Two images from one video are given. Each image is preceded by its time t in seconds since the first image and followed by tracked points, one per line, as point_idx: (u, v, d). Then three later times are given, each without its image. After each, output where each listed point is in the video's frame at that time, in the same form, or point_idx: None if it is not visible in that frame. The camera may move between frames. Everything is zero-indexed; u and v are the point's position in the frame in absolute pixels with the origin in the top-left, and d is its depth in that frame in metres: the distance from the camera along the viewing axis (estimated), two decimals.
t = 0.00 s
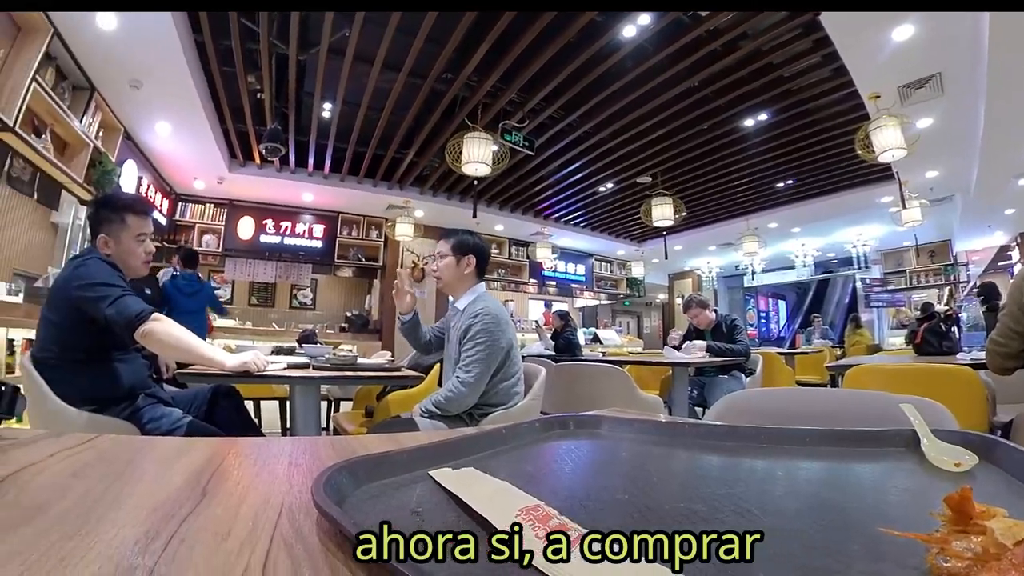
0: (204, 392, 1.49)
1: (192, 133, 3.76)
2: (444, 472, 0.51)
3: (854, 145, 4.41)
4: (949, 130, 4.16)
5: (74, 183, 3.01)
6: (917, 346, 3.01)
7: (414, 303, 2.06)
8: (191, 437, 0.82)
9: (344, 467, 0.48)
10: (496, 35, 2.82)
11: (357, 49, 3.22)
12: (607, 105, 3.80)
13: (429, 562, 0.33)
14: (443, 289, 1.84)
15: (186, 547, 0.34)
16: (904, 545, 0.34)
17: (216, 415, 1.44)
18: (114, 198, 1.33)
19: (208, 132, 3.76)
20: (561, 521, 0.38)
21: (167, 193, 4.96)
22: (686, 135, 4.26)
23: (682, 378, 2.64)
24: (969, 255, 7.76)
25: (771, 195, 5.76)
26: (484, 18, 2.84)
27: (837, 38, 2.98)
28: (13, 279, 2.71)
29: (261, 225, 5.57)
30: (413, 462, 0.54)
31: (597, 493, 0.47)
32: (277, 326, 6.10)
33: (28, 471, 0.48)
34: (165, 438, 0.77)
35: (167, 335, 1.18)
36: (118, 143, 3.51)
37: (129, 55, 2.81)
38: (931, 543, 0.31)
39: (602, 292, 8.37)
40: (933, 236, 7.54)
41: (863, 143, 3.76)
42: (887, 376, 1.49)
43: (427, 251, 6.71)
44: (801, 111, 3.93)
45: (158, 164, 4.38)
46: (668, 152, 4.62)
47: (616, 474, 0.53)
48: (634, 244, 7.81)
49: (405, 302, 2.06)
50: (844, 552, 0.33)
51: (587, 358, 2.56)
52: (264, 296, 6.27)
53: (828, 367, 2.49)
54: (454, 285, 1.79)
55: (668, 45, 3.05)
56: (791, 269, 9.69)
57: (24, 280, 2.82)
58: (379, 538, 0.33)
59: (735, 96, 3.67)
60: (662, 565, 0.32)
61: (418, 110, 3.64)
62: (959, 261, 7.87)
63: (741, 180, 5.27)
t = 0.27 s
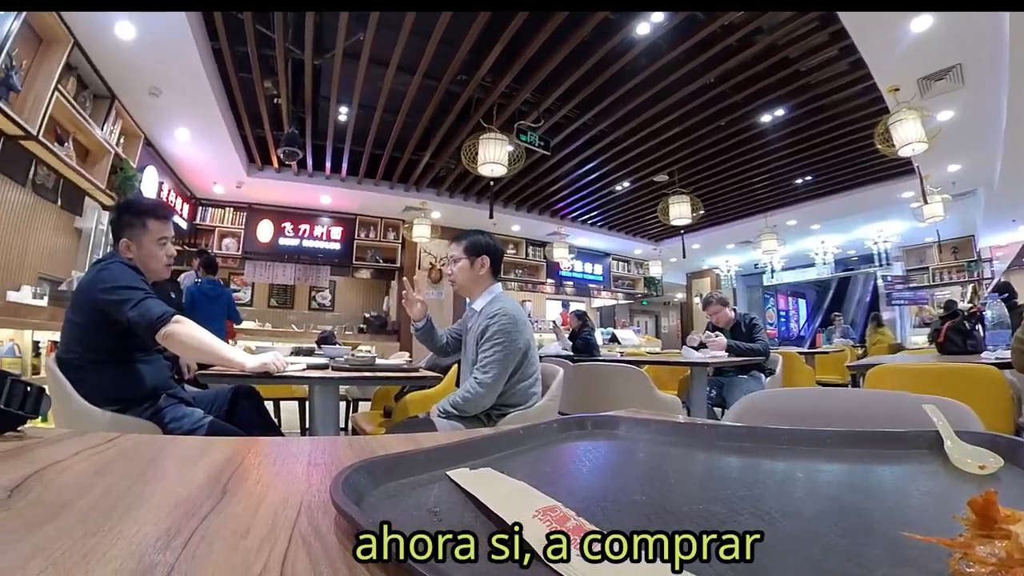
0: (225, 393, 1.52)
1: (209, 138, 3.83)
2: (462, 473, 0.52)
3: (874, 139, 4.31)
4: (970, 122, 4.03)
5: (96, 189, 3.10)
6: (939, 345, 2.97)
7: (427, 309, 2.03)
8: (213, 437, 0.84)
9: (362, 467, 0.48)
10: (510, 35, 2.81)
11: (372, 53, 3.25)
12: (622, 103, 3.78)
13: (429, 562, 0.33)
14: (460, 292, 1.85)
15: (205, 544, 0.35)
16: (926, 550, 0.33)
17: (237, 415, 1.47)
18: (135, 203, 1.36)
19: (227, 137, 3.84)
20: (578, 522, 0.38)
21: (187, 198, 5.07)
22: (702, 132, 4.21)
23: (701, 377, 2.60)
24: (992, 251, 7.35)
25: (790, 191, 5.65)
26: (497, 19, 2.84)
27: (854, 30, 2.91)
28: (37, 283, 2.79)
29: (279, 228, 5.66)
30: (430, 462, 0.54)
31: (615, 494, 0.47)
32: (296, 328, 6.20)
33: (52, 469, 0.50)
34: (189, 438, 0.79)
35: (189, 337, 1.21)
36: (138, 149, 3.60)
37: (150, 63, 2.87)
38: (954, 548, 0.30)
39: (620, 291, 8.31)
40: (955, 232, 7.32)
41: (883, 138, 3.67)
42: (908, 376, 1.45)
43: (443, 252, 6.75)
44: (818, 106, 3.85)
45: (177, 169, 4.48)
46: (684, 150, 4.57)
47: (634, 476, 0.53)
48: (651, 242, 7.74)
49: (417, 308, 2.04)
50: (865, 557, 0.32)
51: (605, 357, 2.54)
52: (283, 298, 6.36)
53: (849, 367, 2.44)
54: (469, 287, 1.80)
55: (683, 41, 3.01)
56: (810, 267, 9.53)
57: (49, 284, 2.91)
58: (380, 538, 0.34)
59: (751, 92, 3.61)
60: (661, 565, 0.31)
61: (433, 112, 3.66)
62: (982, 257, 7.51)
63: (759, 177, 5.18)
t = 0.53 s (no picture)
0: (242, 393, 1.55)
1: (225, 143, 3.89)
2: (477, 474, 0.52)
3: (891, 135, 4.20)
4: (989, 117, 3.92)
5: (115, 194, 3.19)
6: (960, 345, 2.89)
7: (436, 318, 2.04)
8: (232, 437, 0.85)
9: (378, 467, 0.49)
10: (521, 36, 2.82)
11: (385, 57, 3.28)
12: (635, 103, 3.75)
13: (428, 562, 0.32)
14: (473, 294, 1.86)
15: (223, 542, 0.35)
16: (946, 554, 0.32)
17: (254, 415, 1.49)
18: (152, 207, 1.39)
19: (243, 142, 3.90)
20: (593, 523, 0.38)
21: (203, 202, 5.17)
22: (717, 130, 4.16)
23: (717, 378, 2.56)
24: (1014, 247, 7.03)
25: (806, 189, 5.56)
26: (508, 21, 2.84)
27: (869, 24, 2.84)
28: (58, 286, 2.87)
29: (295, 231, 5.73)
30: (445, 463, 0.55)
31: (631, 496, 0.46)
32: (313, 330, 6.27)
33: (73, 467, 0.51)
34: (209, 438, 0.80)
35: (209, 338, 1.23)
36: (156, 156, 3.67)
37: (168, 70, 2.93)
38: (974, 553, 0.29)
39: (635, 292, 8.22)
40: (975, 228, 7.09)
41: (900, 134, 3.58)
42: (928, 375, 1.42)
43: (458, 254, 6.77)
44: (834, 101, 3.78)
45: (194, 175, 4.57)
46: (699, 149, 4.52)
47: (650, 477, 0.52)
48: (667, 242, 7.67)
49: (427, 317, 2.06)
50: (883, 560, 0.32)
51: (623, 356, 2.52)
52: (300, 300, 6.44)
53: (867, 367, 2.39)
54: (482, 290, 1.81)
55: (696, 39, 2.98)
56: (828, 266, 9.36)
57: (69, 287, 2.98)
58: (380, 537, 0.34)
59: (764, 89, 3.56)
60: (660, 564, 0.31)
61: (447, 114, 3.67)
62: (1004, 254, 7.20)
63: (775, 175, 5.11)
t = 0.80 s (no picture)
0: (259, 394, 1.57)
1: (240, 147, 3.95)
2: (492, 475, 0.52)
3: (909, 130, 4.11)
4: (1010, 110, 3.81)
5: (133, 199, 3.27)
6: (980, 344, 2.79)
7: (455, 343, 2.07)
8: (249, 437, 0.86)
9: (392, 468, 0.49)
10: (532, 36, 2.82)
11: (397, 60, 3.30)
12: (647, 102, 3.73)
13: (427, 563, 0.32)
14: (484, 296, 1.87)
15: (237, 541, 0.36)
16: (967, 560, 0.31)
17: (271, 416, 1.52)
18: (170, 211, 1.42)
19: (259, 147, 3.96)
20: (607, 526, 0.37)
21: (221, 206, 5.26)
22: (730, 128, 4.10)
23: (733, 379, 2.52)
24: None
25: (822, 187, 5.46)
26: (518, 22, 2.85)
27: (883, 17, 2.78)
28: (79, 289, 2.95)
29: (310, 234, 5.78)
30: (461, 464, 0.55)
31: (646, 498, 0.46)
32: (329, 331, 6.34)
33: (92, 467, 0.52)
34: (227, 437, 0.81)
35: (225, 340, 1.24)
36: (173, 160, 3.75)
37: (185, 78, 2.99)
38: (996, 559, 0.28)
39: (650, 292, 8.15)
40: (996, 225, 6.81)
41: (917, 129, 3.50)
42: (949, 376, 1.38)
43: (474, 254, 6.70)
44: (849, 97, 3.71)
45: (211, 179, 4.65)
46: (712, 147, 4.47)
47: (665, 479, 0.52)
48: (682, 242, 7.59)
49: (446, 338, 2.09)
50: (901, 565, 0.31)
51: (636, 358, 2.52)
52: (316, 302, 6.51)
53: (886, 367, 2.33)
54: (494, 291, 1.82)
55: (708, 36, 2.95)
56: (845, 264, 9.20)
57: (90, 290, 3.06)
58: (380, 538, 0.34)
59: (778, 86, 3.51)
60: (665, 566, 0.31)
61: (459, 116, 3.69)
62: None
63: (791, 173, 5.03)
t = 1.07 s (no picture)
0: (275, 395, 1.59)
1: (256, 152, 4.02)
2: (507, 476, 0.52)
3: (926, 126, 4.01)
4: None
5: (151, 204, 3.35)
6: (1002, 344, 2.71)
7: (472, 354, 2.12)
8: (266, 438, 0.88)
9: (408, 467, 0.49)
10: (543, 37, 2.83)
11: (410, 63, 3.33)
12: (660, 101, 3.70)
13: (434, 562, 0.32)
14: (497, 295, 1.88)
15: (253, 539, 0.36)
16: (990, 565, 0.30)
17: (288, 416, 1.54)
18: (187, 216, 1.45)
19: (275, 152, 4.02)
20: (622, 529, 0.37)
21: (238, 210, 5.35)
22: (745, 126, 4.05)
23: (750, 380, 2.49)
24: None
25: (840, 185, 5.35)
26: (530, 23, 2.85)
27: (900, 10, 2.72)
28: (98, 292, 3.01)
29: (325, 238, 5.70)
30: (476, 465, 0.55)
31: (661, 500, 0.46)
32: (345, 333, 6.40)
33: (112, 466, 0.54)
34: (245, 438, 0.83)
35: (242, 342, 1.26)
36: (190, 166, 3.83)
37: (203, 85, 3.05)
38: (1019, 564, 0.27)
39: (666, 292, 8.07)
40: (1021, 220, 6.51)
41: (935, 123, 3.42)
42: (967, 376, 1.41)
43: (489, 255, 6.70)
44: (866, 93, 3.63)
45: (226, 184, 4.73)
46: (726, 145, 4.41)
47: (679, 481, 0.51)
48: (697, 242, 7.51)
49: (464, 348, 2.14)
50: (920, 569, 0.30)
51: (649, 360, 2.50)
52: (331, 304, 6.53)
53: (905, 368, 2.27)
54: (507, 291, 1.83)
55: (721, 33, 2.92)
56: (864, 263, 9.01)
57: (109, 293, 3.13)
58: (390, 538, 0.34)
59: (792, 83, 3.45)
60: (674, 567, 0.30)
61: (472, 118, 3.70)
62: None
63: (807, 171, 4.94)
